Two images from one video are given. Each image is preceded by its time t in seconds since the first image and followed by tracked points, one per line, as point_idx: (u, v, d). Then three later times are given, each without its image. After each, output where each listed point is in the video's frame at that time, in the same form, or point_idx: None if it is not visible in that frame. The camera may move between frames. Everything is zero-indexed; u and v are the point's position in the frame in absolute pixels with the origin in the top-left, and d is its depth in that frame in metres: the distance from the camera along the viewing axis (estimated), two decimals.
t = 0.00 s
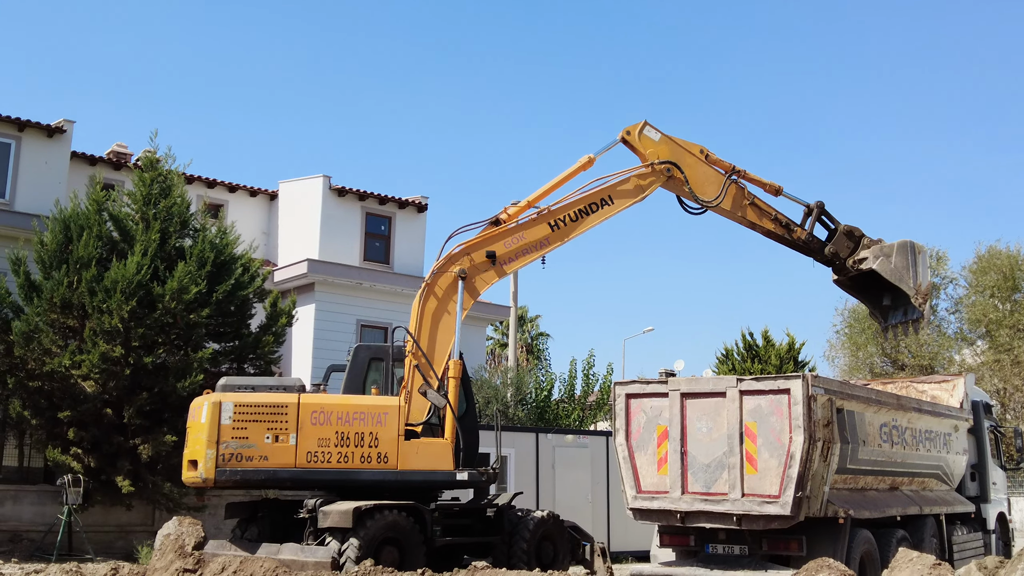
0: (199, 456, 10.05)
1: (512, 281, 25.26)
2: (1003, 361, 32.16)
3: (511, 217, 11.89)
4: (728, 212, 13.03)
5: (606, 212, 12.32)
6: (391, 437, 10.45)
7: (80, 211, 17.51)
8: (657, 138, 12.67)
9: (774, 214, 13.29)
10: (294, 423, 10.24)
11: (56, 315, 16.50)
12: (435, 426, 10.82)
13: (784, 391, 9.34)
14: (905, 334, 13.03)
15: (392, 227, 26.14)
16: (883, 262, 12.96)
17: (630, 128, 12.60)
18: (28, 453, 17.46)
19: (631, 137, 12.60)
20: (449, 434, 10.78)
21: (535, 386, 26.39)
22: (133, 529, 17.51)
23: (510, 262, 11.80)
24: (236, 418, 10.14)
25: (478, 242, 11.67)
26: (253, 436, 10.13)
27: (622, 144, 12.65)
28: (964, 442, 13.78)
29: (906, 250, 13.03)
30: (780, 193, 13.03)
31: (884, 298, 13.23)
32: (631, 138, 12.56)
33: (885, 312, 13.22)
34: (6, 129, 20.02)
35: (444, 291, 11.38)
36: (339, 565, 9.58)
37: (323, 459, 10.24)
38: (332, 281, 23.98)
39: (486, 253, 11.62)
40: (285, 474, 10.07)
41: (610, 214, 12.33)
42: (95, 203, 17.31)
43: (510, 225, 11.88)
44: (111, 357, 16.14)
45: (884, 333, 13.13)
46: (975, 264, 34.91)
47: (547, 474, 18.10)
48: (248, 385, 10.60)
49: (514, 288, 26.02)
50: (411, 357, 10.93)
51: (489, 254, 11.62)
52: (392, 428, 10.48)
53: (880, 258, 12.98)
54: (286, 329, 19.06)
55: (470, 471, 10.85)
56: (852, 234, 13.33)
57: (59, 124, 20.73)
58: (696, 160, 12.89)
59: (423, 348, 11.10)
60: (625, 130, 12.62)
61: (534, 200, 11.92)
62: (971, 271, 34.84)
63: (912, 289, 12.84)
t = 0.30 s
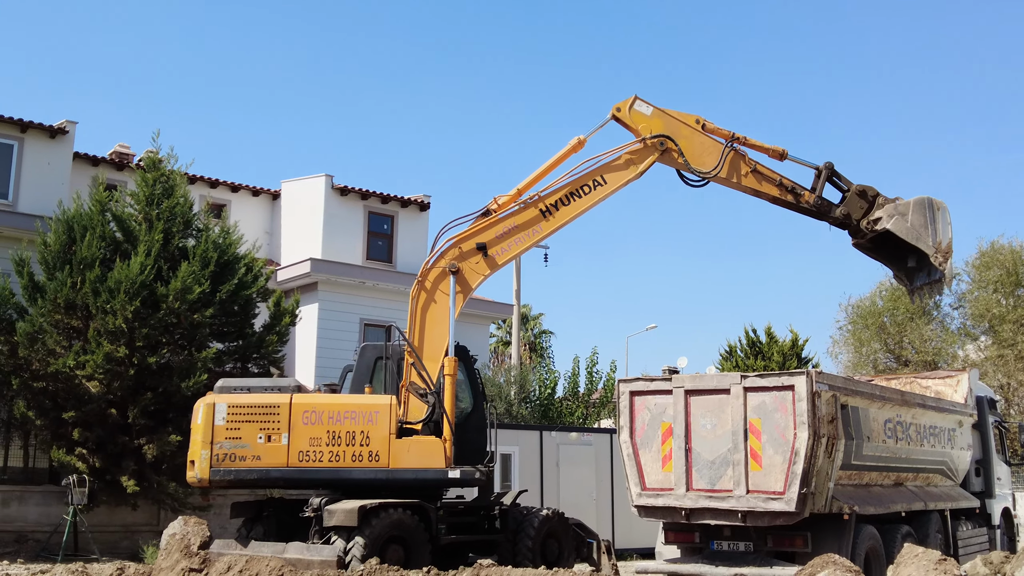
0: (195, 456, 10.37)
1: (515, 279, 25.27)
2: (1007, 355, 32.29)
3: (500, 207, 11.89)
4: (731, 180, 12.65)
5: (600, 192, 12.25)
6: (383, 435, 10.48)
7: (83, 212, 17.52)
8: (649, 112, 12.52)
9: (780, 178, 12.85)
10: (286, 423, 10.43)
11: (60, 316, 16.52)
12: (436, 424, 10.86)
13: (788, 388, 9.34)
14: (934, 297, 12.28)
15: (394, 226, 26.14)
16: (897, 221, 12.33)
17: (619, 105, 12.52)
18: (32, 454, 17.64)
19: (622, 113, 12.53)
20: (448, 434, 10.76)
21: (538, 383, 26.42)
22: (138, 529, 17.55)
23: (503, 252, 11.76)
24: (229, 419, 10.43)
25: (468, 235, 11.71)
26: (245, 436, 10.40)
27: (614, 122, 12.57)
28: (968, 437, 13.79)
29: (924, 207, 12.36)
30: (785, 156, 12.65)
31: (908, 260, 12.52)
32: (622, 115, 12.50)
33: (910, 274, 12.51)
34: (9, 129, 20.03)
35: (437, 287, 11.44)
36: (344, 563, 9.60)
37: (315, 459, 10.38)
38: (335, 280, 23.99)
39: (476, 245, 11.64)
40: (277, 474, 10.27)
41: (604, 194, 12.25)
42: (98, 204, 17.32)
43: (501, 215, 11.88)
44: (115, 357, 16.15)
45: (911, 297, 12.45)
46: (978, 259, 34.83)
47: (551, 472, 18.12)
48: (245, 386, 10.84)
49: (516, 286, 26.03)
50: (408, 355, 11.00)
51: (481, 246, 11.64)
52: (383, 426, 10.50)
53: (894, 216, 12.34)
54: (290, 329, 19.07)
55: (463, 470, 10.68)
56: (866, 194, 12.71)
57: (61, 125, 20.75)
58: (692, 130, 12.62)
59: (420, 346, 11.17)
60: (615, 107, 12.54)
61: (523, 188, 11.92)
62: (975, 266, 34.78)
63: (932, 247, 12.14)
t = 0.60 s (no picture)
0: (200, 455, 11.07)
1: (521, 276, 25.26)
2: (1015, 348, 31.77)
3: (494, 196, 11.83)
4: (733, 147, 11.82)
5: (595, 171, 11.92)
6: (375, 433, 10.54)
7: (90, 212, 17.55)
8: (644, 85, 12.05)
9: (787, 139, 11.81)
10: (282, 423, 10.83)
11: (68, 316, 16.56)
12: (439, 421, 10.85)
13: (797, 382, 9.33)
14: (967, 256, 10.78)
15: (400, 223, 26.14)
16: (914, 176, 11.00)
17: (612, 81, 12.15)
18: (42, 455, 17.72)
19: (615, 89, 12.14)
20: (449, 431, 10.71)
21: (546, 380, 26.45)
22: (148, 528, 17.62)
23: (497, 243, 11.70)
24: (230, 419, 11.00)
25: (463, 227, 11.73)
26: (244, 436, 10.92)
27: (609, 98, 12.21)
28: (978, 430, 13.76)
29: (946, 158, 10.93)
30: (793, 116, 11.65)
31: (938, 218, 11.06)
32: (615, 91, 12.13)
33: (943, 233, 11.00)
34: (15, 131, 20.08)
35: (431, 281, 11.53)
36: (355, 560, 9.63)
37: (309, 457, 10.68)
38: (342, 278, 23.99)
39: (469, 237, 11.64)
40: (273, 472, 10.70)
41: (600, 173, 11.92)
42: (105, 205, 17.35)
43: (495, 205, 11.82)
44: (124, 357, 16.19)
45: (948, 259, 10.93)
46: (985, 252, 34.58)
47: (560, 468, 18.12)
48: (247, 386, 11.28)
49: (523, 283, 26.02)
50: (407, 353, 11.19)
51: (473, 238, 11.62)
52: (376, 424, 10.58)
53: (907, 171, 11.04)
54: (297, 327, 19.09)
55: (454, 466, 10.45)
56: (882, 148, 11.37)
57: (67, 126, 20.80)
58: (691, 99, 11.96)
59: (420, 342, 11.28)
60: (609, 83, 12.19)
61: (515, 175, 11.83)
62: (982, 259, 34.65)
63: (956, 200, 10.73)
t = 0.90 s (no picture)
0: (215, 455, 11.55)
1: (531, 272, 25.26)
2: None
3: (491, 187, 11.81)
4: (732, 115, 11.12)
5: (589, 152, 11.61)
6: (369, 431, 10.59)
7: (100, 213, 17.61)
8: (637, 58, 11.64)
9: (789, 100, 10.91)
10: (284, 422, 11.10)
11: (79, 317, 16.62)
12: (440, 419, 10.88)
13: (808, 376, 9.30)
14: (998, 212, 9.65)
15: (409, 221, 26.16)
16: (925, 128, 9.96)
17: (605, 56, 11.82)
18: (55, 454, 17.58)
19: (608, 65, 11.80)
20: (449, 428, 10.74)
21: (556, 376, 26.44)
22: (161, 528, 17.70)
23: (494, 234, 11.62)
24: (238, 420, 11.40)
25: (461, 220, 11.76)
26: (250, 437, 11.26)
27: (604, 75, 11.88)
28: (991, 422, 13.70)
29: (961, 106, 9.84)
30: (796, 77, 10.72)
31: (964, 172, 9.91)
32: (608, 67, 11.78)
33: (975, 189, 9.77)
34: (24, 133, 20.17)
35: (430, 275, 11.55)
36: (367, 558, 9.65)
37: (308, 456, 10.88)
38: (351, 277, 24.02)
39: (465, 229, 11.62)
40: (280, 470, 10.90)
41: (593, 154, 11.60)
42: (115, 205, 17.40)
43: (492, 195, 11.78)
44: (135, 358, 16.25)
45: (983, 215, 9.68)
46: (997, 244, 34.52)
47: (571, 464, 18.12)
48: (257, 389, 11.67)
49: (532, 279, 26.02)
50: (410, 351, 11.28)
51: (468, 230, 11.60)
52: (369, 422, 10.62)
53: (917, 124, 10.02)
54: (307, 326, 19.13)
55: (442, 463, 10.39)
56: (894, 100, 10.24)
57: (76, 127, 20.89)
58: (686, 68, 11.42)
59: (421, 337, 11.31)
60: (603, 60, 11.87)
61: (510, 164, 11.79)
62: (994, 251, 34.52)
63: (972, 150, 9.69)
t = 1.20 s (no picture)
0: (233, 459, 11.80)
1: (539, 271, 25.26)
2: None
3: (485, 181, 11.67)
4: (713, 85, 10.30)
5: (572, 137, 11.20)
6: (360, 432, 10.64)
7: (109, 216, 17.66)
8: (619, 34, 11.06)
9: (771, 63, 10.00)
10: (289, 425, 11.25)
11: (89, 320, 16.67)
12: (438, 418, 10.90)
13: (818, 372, 9.28)
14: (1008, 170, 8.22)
15: (416, 221, 26.17)
16: (905, 83, 8.86)
17: (590, 36, 11.34)
18: (65, 458, 17.73)
19: (593, 44, 11.29)
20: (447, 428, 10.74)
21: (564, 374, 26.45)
22: (172, 529, 17.77)
23: (486, 228, 11.44)
24: (250, 424, 11.62)
25: (456, 217, 11.67)
26: (261, 439, 11.44)
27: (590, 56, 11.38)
28: (1001, 417, 13.65)
29: (947, 54, 8.63)
30: (779, 36, 9.85)
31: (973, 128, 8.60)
32: (592, 46, 11.29)
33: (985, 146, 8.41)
34: (32, 136, 20.25)
35: (428, 274, 11.56)
36: (378, 558, 9.68)
37: (309, 457, 11.00)
38: (359, 277, 24.05)
39: (459, 226, 11.52)
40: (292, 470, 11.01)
41: (577, 139, 11.17)
42: (123, 208, 17.45)
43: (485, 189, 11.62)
44: (145, 360, 16.30)
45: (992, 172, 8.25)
46: (1007, 239, 34.42)
47: (580, 463, 18.11)
48: (271, 394, 11.90)
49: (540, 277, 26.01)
50: (412, 351, 11.33)
51: (461, 227, 11.50)
52: (360, 423, 10.66)
53: (898, 78, 8.94)
54: (316, 326, 19.18)
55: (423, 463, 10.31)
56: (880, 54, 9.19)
57: (84, 130, 20.96)
58: (669, 39, 10.73)
59: (421, 336, 11.34)
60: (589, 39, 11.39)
61: (502, 157, 11.62)
62: (1003, 246, 34.41)
63: (958, 103, 8.49)
